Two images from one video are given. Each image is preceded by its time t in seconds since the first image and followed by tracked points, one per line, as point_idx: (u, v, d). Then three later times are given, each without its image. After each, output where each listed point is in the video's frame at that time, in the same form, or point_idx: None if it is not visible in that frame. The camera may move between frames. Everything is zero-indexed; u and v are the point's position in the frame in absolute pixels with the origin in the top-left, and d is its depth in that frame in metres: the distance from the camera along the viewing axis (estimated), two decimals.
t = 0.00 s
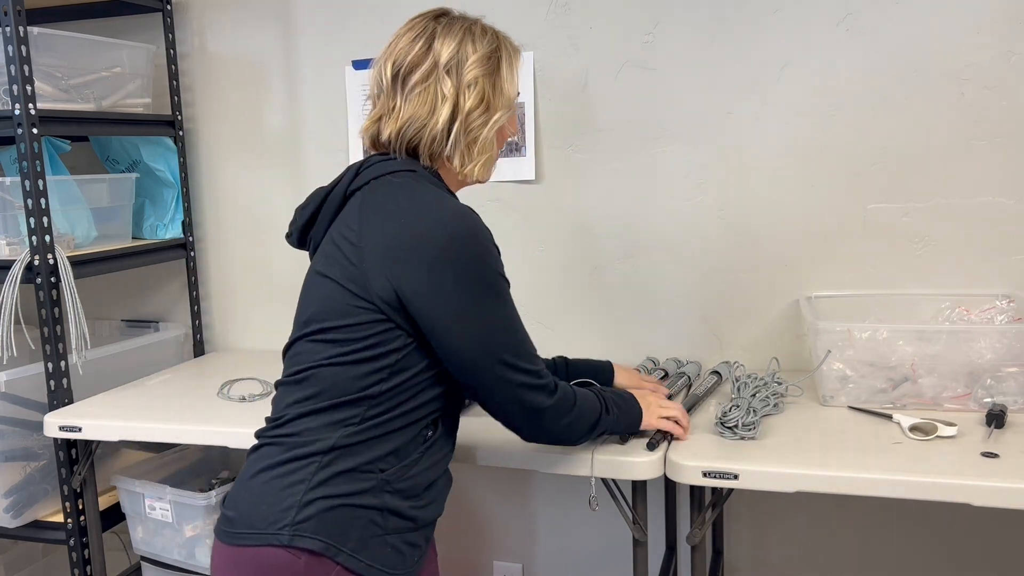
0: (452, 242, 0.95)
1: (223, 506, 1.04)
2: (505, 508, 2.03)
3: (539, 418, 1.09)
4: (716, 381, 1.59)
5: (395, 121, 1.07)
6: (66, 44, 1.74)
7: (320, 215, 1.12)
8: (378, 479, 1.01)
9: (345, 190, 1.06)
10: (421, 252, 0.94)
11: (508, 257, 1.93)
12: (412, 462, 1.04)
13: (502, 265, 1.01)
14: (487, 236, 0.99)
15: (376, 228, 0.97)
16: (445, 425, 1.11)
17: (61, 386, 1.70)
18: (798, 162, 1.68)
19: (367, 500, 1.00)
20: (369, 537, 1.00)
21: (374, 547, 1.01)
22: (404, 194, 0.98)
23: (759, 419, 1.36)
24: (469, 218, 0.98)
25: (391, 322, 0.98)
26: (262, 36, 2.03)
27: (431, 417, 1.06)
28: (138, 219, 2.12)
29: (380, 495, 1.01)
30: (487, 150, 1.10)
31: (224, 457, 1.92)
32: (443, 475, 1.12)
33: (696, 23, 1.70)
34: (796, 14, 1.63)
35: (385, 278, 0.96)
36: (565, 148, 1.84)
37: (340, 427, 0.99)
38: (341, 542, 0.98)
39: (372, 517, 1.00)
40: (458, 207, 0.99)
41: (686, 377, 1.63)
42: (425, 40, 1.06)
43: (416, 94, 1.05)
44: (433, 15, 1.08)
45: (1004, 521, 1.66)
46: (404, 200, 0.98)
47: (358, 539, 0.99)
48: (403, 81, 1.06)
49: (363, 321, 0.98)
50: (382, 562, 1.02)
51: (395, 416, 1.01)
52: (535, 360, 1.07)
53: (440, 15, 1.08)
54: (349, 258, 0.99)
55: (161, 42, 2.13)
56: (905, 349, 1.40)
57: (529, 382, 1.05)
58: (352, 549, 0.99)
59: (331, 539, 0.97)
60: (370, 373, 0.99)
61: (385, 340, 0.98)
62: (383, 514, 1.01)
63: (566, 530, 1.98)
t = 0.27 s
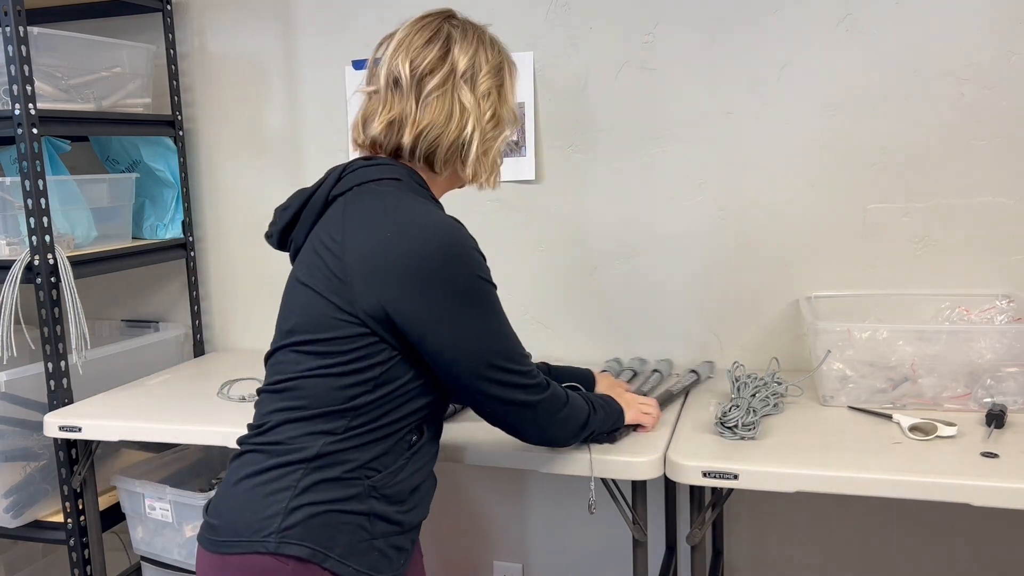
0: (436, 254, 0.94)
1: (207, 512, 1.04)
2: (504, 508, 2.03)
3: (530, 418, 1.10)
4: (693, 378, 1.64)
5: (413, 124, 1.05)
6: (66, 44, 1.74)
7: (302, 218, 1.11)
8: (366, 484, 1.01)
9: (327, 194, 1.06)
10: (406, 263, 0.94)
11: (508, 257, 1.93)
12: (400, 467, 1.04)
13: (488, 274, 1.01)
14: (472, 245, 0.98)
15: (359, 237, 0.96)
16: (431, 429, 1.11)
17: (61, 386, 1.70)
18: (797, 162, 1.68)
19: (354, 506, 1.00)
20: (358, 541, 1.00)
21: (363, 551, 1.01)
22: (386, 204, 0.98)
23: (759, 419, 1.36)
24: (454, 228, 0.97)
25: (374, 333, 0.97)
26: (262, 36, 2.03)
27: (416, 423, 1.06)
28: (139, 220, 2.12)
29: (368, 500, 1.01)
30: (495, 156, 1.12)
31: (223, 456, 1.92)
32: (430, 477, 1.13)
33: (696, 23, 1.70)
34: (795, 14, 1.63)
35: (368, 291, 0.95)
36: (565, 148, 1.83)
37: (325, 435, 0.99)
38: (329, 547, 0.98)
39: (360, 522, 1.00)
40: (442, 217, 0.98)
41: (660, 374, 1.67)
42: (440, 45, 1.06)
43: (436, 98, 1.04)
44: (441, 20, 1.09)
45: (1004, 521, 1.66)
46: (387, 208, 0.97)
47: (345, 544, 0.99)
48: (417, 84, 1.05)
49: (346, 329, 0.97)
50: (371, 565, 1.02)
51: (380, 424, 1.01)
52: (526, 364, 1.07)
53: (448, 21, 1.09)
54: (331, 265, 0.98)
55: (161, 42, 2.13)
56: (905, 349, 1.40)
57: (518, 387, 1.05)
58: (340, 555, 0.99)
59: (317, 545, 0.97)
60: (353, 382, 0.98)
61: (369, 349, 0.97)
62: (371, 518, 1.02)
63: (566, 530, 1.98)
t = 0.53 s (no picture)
0: (420, 257, 0.94)
1: (203, 523, 1.04)
2: (504, 508, 2.03)
3: (512, 414, 1.11)
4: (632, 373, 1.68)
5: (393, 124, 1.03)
6: (66, 44, 1.74)
7: (278, 221, 1.10)
8: (362, 487, 1.01)
9: (304, 197, 1.05)
10: (391, 269, 0.94)
11: (508, 257, 1.93)
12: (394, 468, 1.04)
13: (470, 273, 1.00)
14: (453, 245, 0.98)
15: (339, 242, 0.96)
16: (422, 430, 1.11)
17: (61, 386, 1.70)
18: (797, 163, 1.68)
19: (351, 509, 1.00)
20: (358, 544, 1.01)
21: (363, 553, 1.01)
22: (365, 206, 0.97)
23: (759, 419, 1.36)
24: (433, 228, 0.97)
25: (359, 339, 0.97)
26: (262, 36, 2.03)
27: (407, 425, 1.06)
28: (138, 220, 2.12)
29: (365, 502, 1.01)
30: (476, 152, 1.11)
31: (223, 456, 1.92)
32: (428, 477, 1.13)
33: (696, 23, 1.70)
34: (795, 14, 1.63)
35: (350, 296, 0.95)
36: (565, 148, 1.83)
37: (315, 442, 0.98)
38: (328, 552, 0.98)
39: (359, 525, 1.01)
40: (423, 217, 0.98)
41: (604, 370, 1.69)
42: (416, 40, 1.04)
43: (414, 96, 1.03)
44: (416, 13, 1.07)
45: (1005, 521, 1.66)
46: (367, 211, 0.97)
47: (344, 549, 0.99)
48: (394, 80, 1.03)
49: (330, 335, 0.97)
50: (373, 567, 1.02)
51: (371, 428, 1.01)
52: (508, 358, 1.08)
53: (423, 14, 1.07)
54: (312, 272, 0.98)
55: (161, 42, 2.13)
56: (905, 349, 1.40)
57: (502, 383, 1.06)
58: (339, 560, 0.99)
59: (317, 551, 0.97)
60: (340, 388, 0.98)
61: (355, 355, 0.97)
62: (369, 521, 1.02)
63: (566, 530, 1.98)
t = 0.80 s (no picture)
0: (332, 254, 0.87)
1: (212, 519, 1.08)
2: (504, 507, 2.03)
3: (474, 422, 0.99)
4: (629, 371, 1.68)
5: (282, 105, 1.00)
6: (66, 44, 1.74)
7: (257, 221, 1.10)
8: (342, 485, 0.99)
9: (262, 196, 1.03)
10: (308, 269, 0.89)
11: (508, 257, 1.93)
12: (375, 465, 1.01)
13: (399, 263, 0.91)
14: (377, 237, 0.89)
15: (272, 243, 0.93)
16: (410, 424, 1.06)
17: (61, 386, 1.70)
18: (796, 162, 1.68)
19: (331, 507, 0.98)
20: (343, 543, 0.99)
21: (347, 552, 0.99)
22: (294, 202, 0.93)
23: (759, 419, 1.36)
24: (354, 220, 0.89)
25: (302, 339, 0.94)
26: (261, 36, 2.03)
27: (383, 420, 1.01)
28: (138, 219, 2.12)
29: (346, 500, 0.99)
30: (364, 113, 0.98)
31: (223, 456, 1.92)
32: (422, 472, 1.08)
33: (696, 23, 1.70)
34: (795, 14, 1.63)
35: (282, 298, 0.92)
36: (565, 148, 1.83)
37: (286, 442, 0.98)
38: (309, 550, 0.97)
39: (342, 524, 0.99)
40: (344, 207, 0.91)
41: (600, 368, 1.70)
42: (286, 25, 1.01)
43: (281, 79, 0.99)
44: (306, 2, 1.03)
45: (1005, 521, 1.66)
46: (293, 209, 0.92)
47: (327, 547, 0.98)
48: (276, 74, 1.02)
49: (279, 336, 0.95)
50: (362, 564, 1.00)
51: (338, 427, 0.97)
52: (458, 358, 0.97)
53: None
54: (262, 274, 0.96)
55: (161, 42, 2.13)
56: (905, 350, 1.40)
57: (450, 387, 0.95)
58: (324, 559, 0.98)
59: (297, 549, 0.97)
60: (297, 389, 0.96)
61: (304, 355, 0.95)
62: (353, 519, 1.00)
63: (565, 530, 1.98)
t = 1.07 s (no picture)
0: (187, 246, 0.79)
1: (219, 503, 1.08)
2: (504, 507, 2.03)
3: (230, 473, 0.72)
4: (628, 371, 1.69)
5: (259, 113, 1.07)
6: (66, 44, 1.74)
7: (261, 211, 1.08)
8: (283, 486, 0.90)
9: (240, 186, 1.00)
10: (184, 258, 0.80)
11: (508, 257, 1.93)
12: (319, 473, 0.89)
13: (238, 268, 0.76)
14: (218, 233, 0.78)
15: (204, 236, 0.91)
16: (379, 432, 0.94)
17: (61, 386, 1.70)
18: (796, 162, 1.68)
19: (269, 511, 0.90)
20: (288, 548, 0.90)
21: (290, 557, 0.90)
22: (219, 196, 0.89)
23: (759, 419, 1.36)
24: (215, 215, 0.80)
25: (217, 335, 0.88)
26: (261, 36, 2.03)
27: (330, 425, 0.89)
28: (138, 219, 2.12)
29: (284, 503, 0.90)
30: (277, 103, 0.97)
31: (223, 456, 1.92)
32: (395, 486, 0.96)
33: (696, 23, 1.70)
34: (794, 14, 1.63)
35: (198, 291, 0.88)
36: (565, 148, 1.83)
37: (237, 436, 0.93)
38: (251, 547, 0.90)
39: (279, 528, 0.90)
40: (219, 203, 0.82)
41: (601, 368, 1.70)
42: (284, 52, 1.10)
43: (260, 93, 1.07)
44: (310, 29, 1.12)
45: (1004, 521, 1.66)
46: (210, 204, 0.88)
47: (268, 548, 0.90)
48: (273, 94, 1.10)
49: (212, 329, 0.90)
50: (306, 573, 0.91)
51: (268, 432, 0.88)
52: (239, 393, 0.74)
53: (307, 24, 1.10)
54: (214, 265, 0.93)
55: (161, 42, 2.13)
56: (905, 350, 1.40)
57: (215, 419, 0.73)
58: (264, 558, 0.90)
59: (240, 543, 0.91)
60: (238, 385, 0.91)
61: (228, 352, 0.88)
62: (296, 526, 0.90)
63: (566, 530, 1.98)
